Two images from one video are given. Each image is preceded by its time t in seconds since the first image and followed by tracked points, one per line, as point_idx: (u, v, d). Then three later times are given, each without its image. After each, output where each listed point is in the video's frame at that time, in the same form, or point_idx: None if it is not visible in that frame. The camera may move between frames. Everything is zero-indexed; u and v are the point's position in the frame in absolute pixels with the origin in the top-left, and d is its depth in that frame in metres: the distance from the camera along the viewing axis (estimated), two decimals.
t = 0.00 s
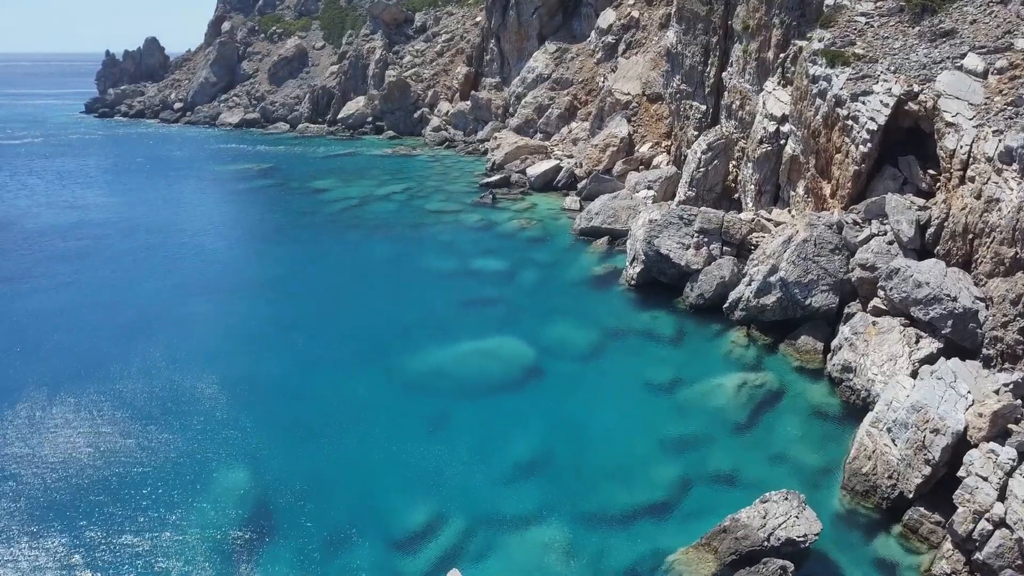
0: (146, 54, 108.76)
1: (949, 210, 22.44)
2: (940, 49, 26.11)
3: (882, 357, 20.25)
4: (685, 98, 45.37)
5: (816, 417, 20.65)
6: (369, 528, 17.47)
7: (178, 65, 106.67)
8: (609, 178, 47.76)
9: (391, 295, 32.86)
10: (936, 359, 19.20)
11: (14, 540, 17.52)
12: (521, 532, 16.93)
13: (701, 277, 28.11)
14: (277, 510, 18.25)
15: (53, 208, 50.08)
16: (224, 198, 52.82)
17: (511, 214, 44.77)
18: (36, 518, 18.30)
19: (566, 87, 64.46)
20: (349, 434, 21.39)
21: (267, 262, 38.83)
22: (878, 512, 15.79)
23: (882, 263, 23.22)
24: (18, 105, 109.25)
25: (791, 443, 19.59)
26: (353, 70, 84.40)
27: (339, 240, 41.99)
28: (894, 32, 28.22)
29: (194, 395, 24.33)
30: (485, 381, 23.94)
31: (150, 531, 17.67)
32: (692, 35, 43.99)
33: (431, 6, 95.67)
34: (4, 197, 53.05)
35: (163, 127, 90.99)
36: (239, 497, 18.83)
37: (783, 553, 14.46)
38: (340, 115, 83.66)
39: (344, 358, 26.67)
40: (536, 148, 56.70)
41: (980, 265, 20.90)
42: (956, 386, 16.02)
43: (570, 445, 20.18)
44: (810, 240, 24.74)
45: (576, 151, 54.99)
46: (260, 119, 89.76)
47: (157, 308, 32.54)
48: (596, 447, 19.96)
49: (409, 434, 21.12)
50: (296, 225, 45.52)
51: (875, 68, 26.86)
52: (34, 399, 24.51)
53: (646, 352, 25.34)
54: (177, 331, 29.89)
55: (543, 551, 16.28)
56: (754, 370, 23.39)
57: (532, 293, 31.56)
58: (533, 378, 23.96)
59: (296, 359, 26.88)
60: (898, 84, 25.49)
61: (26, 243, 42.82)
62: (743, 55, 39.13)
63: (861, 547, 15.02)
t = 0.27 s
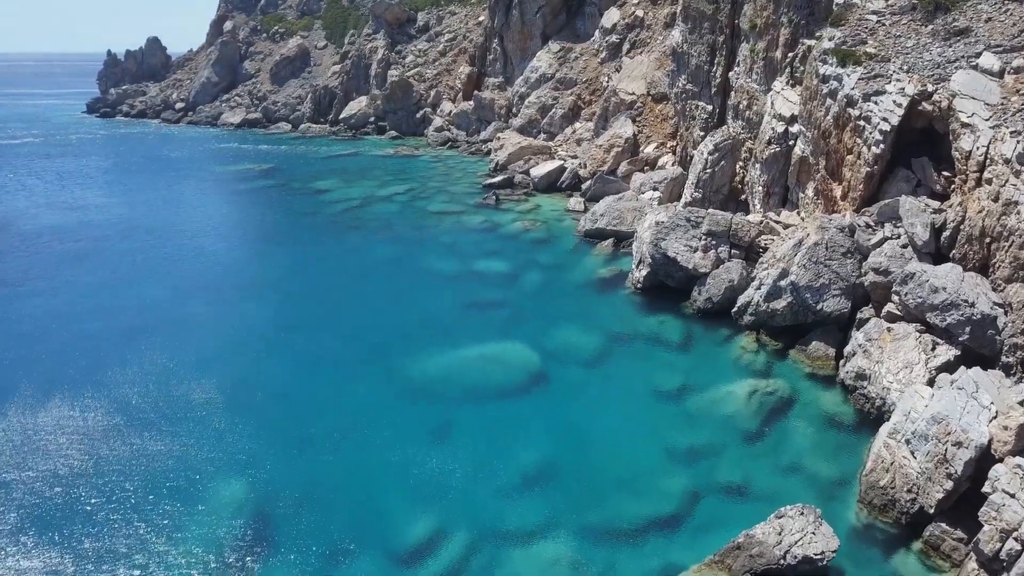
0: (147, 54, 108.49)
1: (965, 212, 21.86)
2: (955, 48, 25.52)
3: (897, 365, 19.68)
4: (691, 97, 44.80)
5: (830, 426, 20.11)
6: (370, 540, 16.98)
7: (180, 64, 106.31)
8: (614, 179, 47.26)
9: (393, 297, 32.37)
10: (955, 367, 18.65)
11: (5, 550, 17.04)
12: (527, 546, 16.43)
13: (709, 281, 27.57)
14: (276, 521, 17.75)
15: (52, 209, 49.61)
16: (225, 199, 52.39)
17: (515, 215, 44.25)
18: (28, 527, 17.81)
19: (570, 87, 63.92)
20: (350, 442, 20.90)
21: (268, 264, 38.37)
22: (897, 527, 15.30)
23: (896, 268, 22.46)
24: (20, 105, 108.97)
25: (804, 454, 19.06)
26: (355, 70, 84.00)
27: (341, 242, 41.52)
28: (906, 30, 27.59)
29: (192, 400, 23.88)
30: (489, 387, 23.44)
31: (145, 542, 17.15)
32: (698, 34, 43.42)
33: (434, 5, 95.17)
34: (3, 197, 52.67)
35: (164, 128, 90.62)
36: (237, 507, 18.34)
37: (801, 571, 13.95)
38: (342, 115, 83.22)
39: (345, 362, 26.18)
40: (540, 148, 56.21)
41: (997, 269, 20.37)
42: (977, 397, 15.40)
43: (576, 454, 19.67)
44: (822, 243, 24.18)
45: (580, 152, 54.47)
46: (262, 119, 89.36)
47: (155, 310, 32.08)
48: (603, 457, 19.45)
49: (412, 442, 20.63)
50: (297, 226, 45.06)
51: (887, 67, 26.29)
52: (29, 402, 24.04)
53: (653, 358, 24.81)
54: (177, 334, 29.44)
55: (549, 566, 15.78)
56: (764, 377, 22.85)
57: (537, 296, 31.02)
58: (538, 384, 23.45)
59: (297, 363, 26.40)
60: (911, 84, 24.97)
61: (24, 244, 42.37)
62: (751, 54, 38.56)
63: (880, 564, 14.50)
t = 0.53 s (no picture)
0: (149, 54, 108.19)
1: (984, 216, 21.26)
2: (970, 47, 24.89)
3: (915, 373, 19.10)
4: (697, 98, 44.21)
5: (845, 437, 19.50)
6: (370, 557, 16.43)
7: (182, 64, 105.96)
8: (619, 180, 46.71)
9: (396, 301, 31.83)
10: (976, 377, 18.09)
11: None
12: (533, 563, 15.90)
13: (718, 285, 26.98)
14: (274, 536, 17.21)
15: (50, 210, 49.12)
16: (225, 200, 51.93)
17: (519, 217, 43.67)
18: (18, 541, 17.28)
19: (574, 87, 63.37)
20: (351, 452, 20.34)
21: (269, 267, 37.86)
22: (919, 545, 14.71)
23: (912, 272, 21.77)
24: (21, 106, 108.68)
25: (819, 466, 18.46)
26: (358, 70, 83.62)
27: (343, 244, 41.00)
28: (920, 29, 26.92)
29: (190, 406, 23.35)
30: (494, 395, 22.87)
31: (139, 557, 16.62)
32: (705, 33, 42.83)
33: (436, 5, 94.68)
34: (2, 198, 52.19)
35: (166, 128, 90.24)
36: (233, 521, 17.79)
37: None
38: (344, 115, 82.79)
39: (347, 369, 25.64)
40: (544, 149, 55.66)
41: (1018, 275, 19.89)
42: (1003, 410, 14.95)
43: (583, 466, 19.10)
44: (834, 247, 23.58)
45: (584, 153, 53.93)
46: (264, 119, 88.91)
47: (154, 314, 31.62)
48: (611, 469, 18.87)
49: (414, 453, 20.07)
50: (298, 228, 44.53)
51: (901, 66, 25.67)
52: (23, 409, 23.51)
53: (661, 365, 24.20)
54: (175, 338, 28.95)
55: None
56: (776, 385, 22.22)
57: (542, 301, 30.44)
58: (544, 392, 22.87)
59: (297, 370, 25.88)
60: (926, 84, 24.36)
61: (22, 245, 41.88)
62: (759, 53, 37.97)
63: None
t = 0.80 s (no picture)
0: (151, 54, 108.00)
1: (1002, 220, 20.45)
2: (987, 46, 24.12)
3: (933, 383, 18.46)
4: (703, 98, 43.58)
5: (860, 448, 18.85)
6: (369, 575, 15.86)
7: (183, 65, 105.59)
8: (624, 182, 46.12)
9: (398, 306, 31.28)
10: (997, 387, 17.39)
11: None
12: None
13: (727, 290, 26.38)
14: (269, 552, 16.65)
15: (48, 212, 48.68)
16: (226, 201, 51.44)
17: (522, 219, 43.10)
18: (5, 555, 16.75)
19: (577, 87, 62.78)
20: (350, 464, 19.78)
21: (269, 271, 37.34)
22: (943, 566, 14.28)
23: (928, 278, 21.18)
24: (23, 107, 108.42)
25: (833, 480, 17.83)
26: (359, 70, 83.16)
27: (344, 247, 40.46)
28: (933, 28, 26.18)
29: (186, 414, 22.84)
30: (498, 404, 22.28)
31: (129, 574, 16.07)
32: (711, 33, 42.21)
33: (439, 5, 94.13)
34: None
35: (167, 129, 89.86)
36: (228, 535, 17.25)
37: None
38: (346, 115, 82.29)
39: (347, 377, 25.07)
40: (547, 150, 55.09)
41: None
42: None
43: (589, 480, 18.52)
44: (848, 252, 22.96)
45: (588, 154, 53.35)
46: (265, 120, 88.43)
47: (152, 318, 31.13)
48: (618, 483, 18.29)
49: (415, 466, 19.50)
50: (299, 230, 44.00)
51: (915, 66, 25.05)
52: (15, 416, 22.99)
53: (669, 373, 23.58)
54: (173, 344, 28.44)
55: None
56: (788, 394, 21.60)
57: (545, 306, 29.85)
58: (549, 401, 22.29)
59: (297, 376, 25.33)
60: (941, 84, 23.72)
61: (19, 248, 41.43)
62: (766, 53, 37.38)
63: None
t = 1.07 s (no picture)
0: (152, 54, 107.66)
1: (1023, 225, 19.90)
2: (1004, 46, 23.55)
3: (953, 395, 17.76)
4: (710, 98, 42.94)
5: (876, 462, 18.21)
6: None
7: (185, 65, 105.18)
8: (629, 183, 45.42)
9: (400, 311, 30.73)
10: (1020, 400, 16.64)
11: None
12: None
13: (736, 296, 25.76)
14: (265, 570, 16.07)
15: (46, 214, 48.17)
16: (226, 203, 50.96)
17: (526, 222, 42.49)
18: None
19: (581, 87, 62.19)
20: (349, 477, 19.19)
21: (268, 274, 36.82)
22: None
23: (945, 285, 20.48)
24: (23, 107, 108.07)
25: (849, 496, 17.19)
26: (361, 70, 82.68)
27: (345, 250, 39.93)
28: (949, 27, 25.57)
29: (183, 422, 22.35)
30: (501, 415, 21.67)
31: None
32: (718, 33, 41.54)
33: (441, 4, 93.61)
34: None
35: (168, 129, 89.41)
36: (223, 552, 16.66)
37: None
38: (347, 116, 81.76)
39: (346, 385, 24.46)
40: (551, 151, 54.50)
41: None
42: None
43: (596, 495, 17.91)
44: (861, 257, 22.30)
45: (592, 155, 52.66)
46: (266, 121, 87.90)
47: (150, 323, 30.64)
48: (626, 499, 17.67)
49: (417, 480, 18.91)
50: (299, 233, 43.43)
51: (930, 66, 24.38)
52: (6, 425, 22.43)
53: (677, 382, 22.94)
54: (170, 349, 27.94)
55: None
56: (801, 404, 20.96)
57: (549, 310, 29.28)
58: (554, 411, 21.72)
59: (296, 384, 24.79)
60: (957, 84, 23.08)
61: (16, 251, 40.91)
62: (774, 53, 36.76)
63: None
